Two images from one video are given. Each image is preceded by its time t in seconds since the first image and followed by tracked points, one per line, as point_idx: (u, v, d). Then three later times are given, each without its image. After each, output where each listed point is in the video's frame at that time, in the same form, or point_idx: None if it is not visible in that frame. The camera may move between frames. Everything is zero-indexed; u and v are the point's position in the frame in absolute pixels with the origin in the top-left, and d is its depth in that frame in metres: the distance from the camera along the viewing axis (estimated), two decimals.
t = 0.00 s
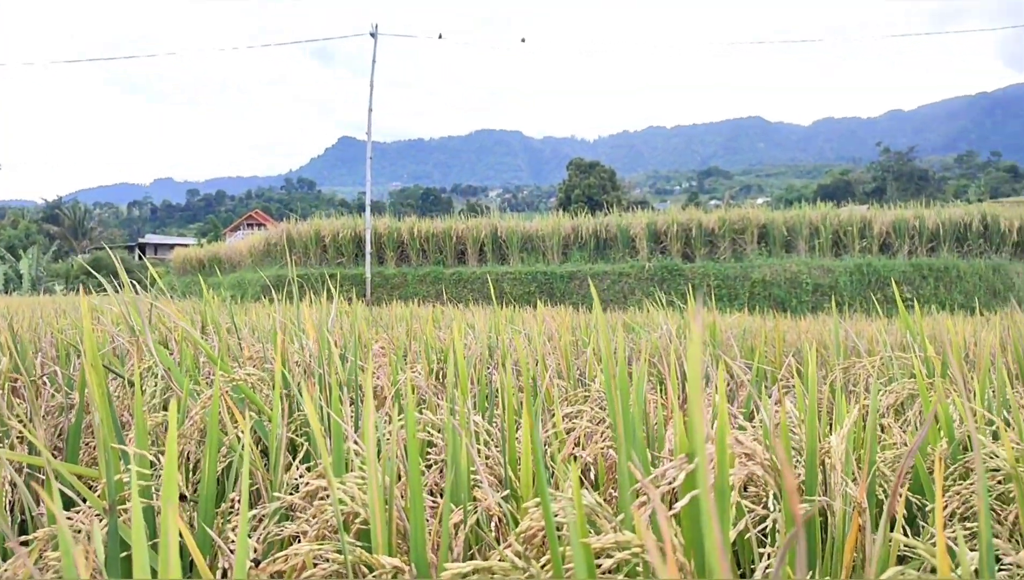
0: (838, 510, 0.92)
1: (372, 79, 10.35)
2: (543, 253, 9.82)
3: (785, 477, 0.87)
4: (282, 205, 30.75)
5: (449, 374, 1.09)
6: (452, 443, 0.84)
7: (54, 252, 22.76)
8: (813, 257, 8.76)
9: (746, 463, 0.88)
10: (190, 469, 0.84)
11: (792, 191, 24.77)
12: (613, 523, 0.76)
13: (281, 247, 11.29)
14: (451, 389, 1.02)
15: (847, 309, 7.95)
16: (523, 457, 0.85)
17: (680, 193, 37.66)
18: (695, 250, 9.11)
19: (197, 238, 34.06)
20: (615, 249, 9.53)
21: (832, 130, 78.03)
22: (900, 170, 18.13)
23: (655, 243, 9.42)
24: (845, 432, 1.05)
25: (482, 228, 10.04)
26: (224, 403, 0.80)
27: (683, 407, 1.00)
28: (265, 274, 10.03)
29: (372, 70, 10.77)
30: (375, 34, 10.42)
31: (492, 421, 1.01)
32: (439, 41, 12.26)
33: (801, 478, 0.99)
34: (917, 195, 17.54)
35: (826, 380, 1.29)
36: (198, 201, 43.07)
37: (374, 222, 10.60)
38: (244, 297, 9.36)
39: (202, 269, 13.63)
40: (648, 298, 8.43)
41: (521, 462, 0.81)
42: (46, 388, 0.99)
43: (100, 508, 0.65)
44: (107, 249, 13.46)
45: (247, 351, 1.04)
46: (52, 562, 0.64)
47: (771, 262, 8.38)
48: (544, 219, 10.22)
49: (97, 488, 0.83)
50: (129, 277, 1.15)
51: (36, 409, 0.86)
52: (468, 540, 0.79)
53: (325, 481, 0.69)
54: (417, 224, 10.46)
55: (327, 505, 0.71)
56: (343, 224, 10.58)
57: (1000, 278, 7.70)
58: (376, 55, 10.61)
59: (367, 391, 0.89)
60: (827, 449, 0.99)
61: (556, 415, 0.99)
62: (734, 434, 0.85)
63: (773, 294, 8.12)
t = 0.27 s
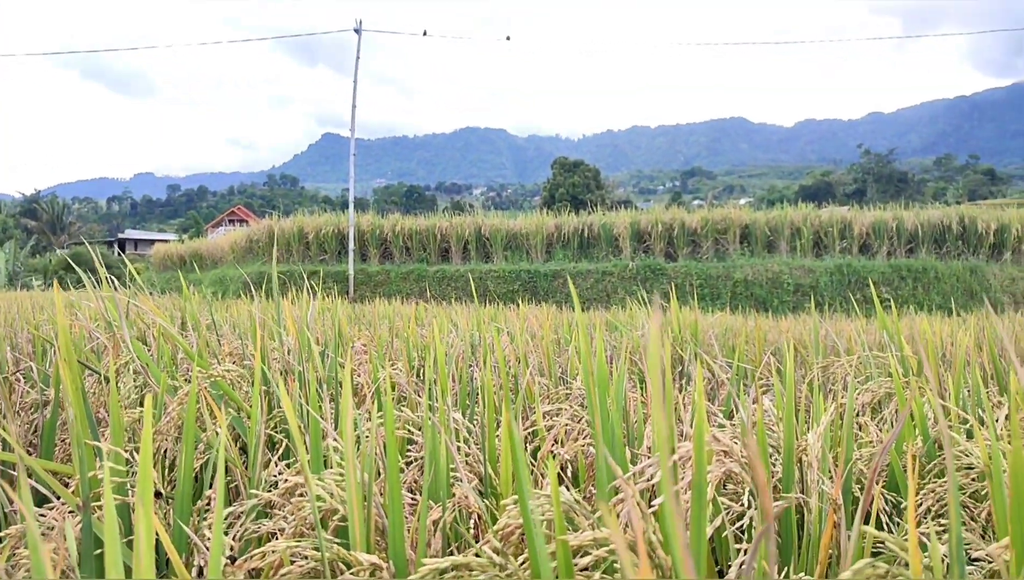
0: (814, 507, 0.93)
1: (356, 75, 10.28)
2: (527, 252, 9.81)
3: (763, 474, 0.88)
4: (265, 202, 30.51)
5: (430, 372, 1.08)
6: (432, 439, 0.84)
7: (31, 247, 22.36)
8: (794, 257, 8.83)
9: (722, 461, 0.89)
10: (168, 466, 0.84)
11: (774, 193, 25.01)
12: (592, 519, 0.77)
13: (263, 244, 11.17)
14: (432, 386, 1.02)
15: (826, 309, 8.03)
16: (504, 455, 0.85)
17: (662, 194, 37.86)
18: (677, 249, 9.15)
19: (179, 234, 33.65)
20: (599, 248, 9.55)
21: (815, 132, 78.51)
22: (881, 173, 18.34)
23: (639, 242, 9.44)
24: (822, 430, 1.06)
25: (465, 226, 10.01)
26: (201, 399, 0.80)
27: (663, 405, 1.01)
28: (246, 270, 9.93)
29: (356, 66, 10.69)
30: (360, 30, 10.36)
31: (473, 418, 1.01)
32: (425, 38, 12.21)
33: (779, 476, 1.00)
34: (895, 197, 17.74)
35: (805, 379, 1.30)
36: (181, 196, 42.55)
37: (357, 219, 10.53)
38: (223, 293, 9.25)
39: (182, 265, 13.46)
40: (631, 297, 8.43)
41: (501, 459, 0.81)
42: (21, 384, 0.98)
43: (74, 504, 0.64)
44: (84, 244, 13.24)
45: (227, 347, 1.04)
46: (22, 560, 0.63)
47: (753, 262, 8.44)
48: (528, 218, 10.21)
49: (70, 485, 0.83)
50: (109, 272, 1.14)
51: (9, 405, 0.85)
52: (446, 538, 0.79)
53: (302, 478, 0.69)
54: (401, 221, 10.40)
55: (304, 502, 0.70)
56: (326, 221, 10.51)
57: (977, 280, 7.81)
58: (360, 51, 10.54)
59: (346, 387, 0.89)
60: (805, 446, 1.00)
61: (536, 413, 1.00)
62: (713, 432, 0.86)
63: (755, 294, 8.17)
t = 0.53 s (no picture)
0: (791, 499, 0.95)
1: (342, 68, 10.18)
2: (513, 246, 9.77)
3: (741, 467, 0.89)
4: (251, 195, 30.24)
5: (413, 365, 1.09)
6: (413, 431, 0.84)
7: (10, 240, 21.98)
8: (778, 254, 8.87)
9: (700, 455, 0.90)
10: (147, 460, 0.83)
11: (760, 190, 25.12)
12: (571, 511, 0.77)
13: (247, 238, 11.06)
14: (414, 380, 1.02)
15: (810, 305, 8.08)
16: (484, 447, 0.85)
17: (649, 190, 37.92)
18: (663, 245, 9.15)
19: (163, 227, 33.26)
20: (585, 244, 9.54)
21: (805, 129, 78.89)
22: (865, 171, 18.44)
23: (625, 238, 9.44)
24: (802, 424, 1.07)
25: (451, 221, 9.95)
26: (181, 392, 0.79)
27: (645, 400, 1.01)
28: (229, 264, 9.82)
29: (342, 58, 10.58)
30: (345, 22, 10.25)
31: (456, 412, 1.01)
32: (411, 31, 12.10)
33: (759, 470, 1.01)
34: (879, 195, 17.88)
35: (787, 373, 1.32)
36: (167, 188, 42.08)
37: (343, 214, 10.45)
38: (206, 288, 9.13)
39: (165, 259, 13.29)
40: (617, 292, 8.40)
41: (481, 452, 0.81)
42: None
43: (50, 499, 0.64)
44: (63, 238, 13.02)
45: (208, 340, 1.03)
46: None
47: (738, 259, 8.49)
48: (514, 213, 10.18)
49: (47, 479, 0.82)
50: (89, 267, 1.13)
51: None
52: (426, 530, 0.79)
53: (280, 472, 0.68)
54: (387, 216, 10.33)
55: (283, 495, 0.69)
56: (311, 215, 10.41)
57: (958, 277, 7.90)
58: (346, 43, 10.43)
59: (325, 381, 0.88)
60: (784, 440, 1.02)
61: (518, 406, 1.00)
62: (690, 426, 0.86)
63: (739, 290, 8.21)
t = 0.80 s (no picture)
0: (751, 489, 0.96)
1: (310, 54, 9.97)
2: (484, 239, 9.72)
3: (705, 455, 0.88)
4: (219, 184, 29.65)
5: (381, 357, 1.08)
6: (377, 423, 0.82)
7: None
8: (747, 248, 8.98)
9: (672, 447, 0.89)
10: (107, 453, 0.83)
11: (730, 184, 25.39)
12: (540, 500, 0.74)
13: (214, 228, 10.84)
14: (382, 371, 1.01)
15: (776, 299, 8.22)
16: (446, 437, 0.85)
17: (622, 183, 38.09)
18: (633, 239, 9.19)
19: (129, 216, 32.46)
20: (556, 237, 9.54)
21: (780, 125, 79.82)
22: (832, 167, 18.74)
23: (596, 231, 9.46)
24: (766, 414, 1.08)
25: (423, 212, 9.86)
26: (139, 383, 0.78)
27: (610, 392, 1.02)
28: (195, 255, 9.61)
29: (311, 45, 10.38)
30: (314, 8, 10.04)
31: (422, 403, 1.00)
32: (381, 19, 11.93)
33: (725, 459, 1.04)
34: (845, 191, 18.20)
35: (753, 366, 1.33)
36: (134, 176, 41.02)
37: (312, 204, 10.30)
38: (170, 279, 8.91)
39: (129, 249, 12.97)
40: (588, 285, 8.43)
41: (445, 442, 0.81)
42: None
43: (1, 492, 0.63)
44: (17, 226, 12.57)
45: (171, 331, 1.02)
46: None
47: (707, 253, 8.60)
48: (486, 205, 10.14)
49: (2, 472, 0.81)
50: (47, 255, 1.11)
51: None
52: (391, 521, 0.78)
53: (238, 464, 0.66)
54: (357, 207, 10.19)
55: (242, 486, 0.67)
56: (280, 205, 10.23)
57: (919, 272, 8.14)
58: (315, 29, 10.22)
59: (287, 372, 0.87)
60: (746, 430, 1.03)
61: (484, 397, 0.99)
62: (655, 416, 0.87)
63: (708, 284, 8.31)
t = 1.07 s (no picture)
0: (725, 473, 0.94)
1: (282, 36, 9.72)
2: (461, 227, 9.64)
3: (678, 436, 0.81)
4: (191, 169, 29.03)
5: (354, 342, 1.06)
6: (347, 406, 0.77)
7: None
8: (722, 237, 9.05)
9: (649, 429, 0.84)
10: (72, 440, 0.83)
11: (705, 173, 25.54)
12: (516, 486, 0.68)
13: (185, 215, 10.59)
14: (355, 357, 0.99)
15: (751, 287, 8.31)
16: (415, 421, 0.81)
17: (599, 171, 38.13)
18: (610, 228, 9.20)
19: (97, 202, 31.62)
20: (533, 225, 9.50)
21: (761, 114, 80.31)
22: (805, 157, 18.93)
23: (573, 220, 9.44)
24: (741, 398, 1.04)
25: (399, 199, 9.73)
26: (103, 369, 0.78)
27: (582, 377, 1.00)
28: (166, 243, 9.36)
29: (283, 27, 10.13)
30: None
31: (394, 389, 0.98)
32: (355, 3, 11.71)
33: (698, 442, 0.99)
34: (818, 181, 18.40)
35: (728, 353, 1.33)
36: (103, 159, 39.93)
37: (286, 191, 10.10)
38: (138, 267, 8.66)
39: (96, 236, 12.62)
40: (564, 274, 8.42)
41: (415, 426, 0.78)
42: None
43: None
44: None
45: (139, 318, 1.01)
46: None
47: (683, 241, 8.66)
48: (462, 193, 10.05)
49: None
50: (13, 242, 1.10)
51: None
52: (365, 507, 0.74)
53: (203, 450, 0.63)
54: (332, 193, 10.00)
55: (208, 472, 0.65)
56: (253, 191, 10.01)
57: (890, 262, 8.27)
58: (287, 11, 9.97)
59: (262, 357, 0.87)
60: (721, 415, 1.01)
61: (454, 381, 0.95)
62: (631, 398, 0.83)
63: (683, 272, 8.36)
